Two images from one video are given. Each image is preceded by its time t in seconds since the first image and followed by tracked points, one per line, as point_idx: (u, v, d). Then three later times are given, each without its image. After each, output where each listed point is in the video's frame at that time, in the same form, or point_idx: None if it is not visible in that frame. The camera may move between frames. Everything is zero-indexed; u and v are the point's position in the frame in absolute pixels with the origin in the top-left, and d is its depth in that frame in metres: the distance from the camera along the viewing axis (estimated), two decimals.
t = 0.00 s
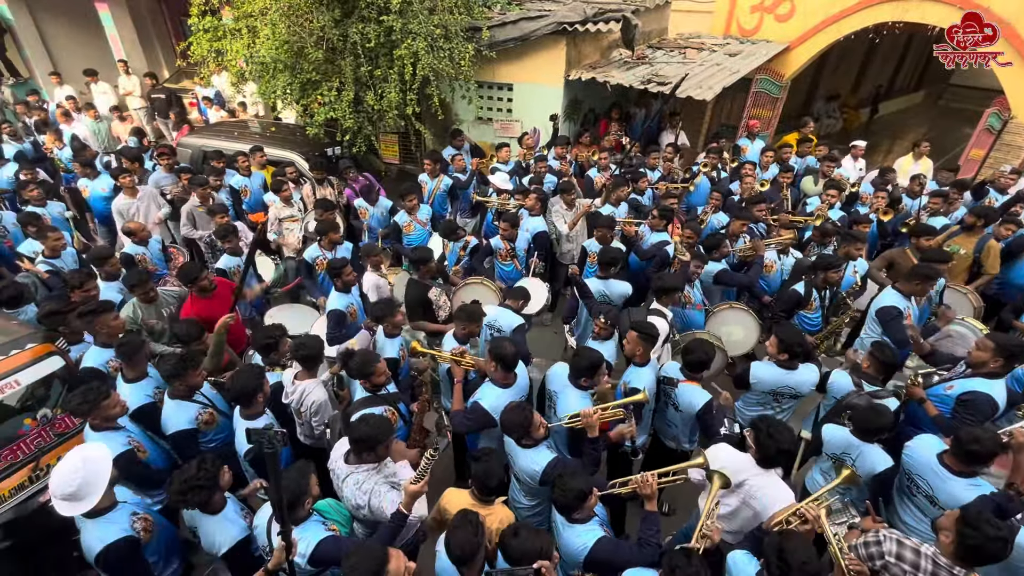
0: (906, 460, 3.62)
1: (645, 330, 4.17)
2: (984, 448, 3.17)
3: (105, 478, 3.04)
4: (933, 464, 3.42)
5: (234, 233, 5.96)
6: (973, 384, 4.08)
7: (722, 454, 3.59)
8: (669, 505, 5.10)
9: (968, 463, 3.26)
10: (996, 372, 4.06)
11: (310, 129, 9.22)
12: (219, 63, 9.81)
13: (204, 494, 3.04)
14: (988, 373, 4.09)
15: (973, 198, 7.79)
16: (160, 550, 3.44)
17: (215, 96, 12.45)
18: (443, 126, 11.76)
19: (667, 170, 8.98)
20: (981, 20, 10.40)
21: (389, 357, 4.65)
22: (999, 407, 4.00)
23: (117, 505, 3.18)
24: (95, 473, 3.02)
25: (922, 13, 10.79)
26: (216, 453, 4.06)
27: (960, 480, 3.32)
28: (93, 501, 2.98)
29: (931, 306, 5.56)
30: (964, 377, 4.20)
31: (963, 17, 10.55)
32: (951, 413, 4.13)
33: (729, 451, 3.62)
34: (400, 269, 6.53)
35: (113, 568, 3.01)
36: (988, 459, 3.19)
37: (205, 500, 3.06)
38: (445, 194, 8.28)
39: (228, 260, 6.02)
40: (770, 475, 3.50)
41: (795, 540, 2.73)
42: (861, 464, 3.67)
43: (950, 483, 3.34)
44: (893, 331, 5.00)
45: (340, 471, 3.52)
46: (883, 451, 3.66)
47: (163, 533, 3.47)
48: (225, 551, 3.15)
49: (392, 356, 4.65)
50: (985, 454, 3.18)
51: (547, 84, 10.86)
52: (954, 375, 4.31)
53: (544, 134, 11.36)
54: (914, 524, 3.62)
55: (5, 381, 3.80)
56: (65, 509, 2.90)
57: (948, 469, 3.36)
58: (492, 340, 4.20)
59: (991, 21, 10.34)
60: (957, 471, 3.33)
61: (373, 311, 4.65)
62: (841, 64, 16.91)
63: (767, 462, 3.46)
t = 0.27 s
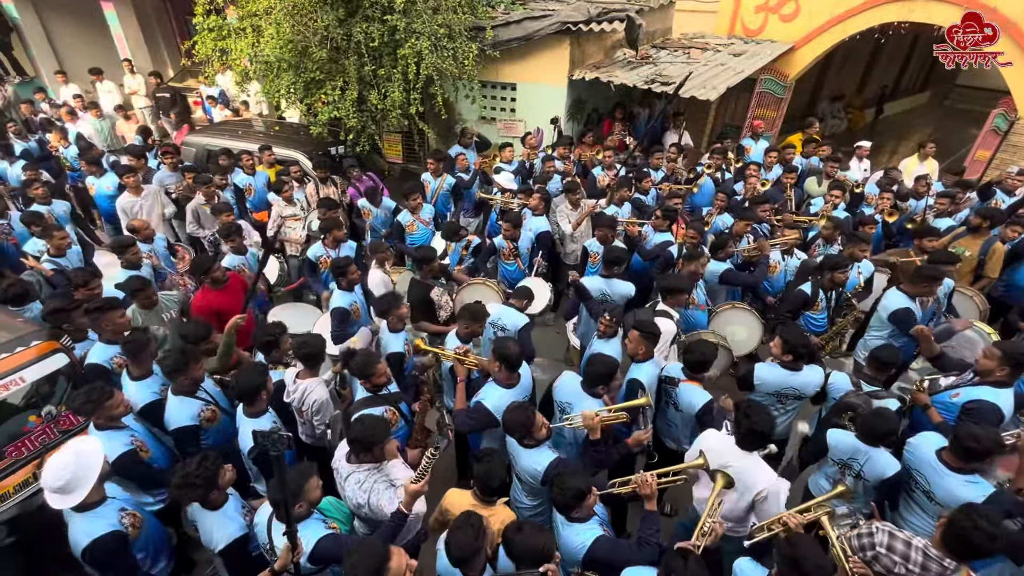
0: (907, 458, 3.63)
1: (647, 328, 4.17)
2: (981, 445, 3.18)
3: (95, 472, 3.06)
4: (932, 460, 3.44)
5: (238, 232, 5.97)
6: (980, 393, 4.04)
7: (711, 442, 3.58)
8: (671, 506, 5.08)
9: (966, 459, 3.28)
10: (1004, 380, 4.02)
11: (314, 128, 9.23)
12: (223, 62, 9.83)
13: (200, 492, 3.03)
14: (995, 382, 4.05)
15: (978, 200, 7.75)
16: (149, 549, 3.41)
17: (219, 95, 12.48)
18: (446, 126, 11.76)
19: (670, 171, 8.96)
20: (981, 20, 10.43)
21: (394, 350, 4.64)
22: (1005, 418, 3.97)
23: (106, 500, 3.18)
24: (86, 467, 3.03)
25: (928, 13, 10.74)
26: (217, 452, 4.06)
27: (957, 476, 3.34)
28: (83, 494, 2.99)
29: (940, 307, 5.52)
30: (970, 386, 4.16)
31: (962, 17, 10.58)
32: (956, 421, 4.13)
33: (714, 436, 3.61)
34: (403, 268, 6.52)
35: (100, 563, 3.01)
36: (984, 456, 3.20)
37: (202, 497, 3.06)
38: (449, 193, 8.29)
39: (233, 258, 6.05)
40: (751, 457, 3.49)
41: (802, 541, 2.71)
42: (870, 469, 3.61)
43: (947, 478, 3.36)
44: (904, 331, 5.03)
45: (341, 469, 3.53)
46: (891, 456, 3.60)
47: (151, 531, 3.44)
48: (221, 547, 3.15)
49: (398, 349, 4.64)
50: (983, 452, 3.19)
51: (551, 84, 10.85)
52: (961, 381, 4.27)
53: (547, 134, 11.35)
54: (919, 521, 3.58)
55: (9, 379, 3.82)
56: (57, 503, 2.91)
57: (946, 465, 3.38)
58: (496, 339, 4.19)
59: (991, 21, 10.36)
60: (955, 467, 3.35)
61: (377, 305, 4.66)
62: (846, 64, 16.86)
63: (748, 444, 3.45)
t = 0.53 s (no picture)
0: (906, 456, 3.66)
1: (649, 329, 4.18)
2: (975, 441, 3.22)
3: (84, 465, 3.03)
4: (930, 457, 3.49)
5: (240, 232, 5.99)
6: (982, 402, 4.03)
7: (716, 445, 3.62)
8: (672, 506, 5.07)
9: (963, 456, 3.32)
10: (1009, 392, 3.99)
11: (317, 127, 9.24)
12: (226, 62, 9.85)
13: (200, 492, 3.03)
14: (1000, 392, 4.01)
15: (982, 201, 7.73)
16: (133, 552, 3.34)
17: (222, 95, 12.49)
18: (449, 126, 11.77)
19: (673, 171, 8.95)
20: (981, 20, 10.36)
21: (398, 345, 4.69)
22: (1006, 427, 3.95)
23: (96, 497, 3.19)
24: (74, 461, 3.01)
25: (930, 13, 10.71)
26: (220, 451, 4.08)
27: (955, 472, 3.38)
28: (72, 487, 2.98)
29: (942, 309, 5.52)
30: (973, 395, 4.13)
31: (962, 17, 10.56)
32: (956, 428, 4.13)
33: (720, 439, 3.66)
34: (404, 268, 6.52)
35: (75, 558, 3.01)
36: (979, 452, 3.24)
37: (202, 496, 3.06)
38: (451, 193, 8.28)
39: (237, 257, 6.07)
40: (756, 461, 3.49)
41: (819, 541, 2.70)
42: (883, 473, 3.52)
43: (944, 474, 3.41)
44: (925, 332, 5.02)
45: (343, 470, 3.53)
46: (900, 457, 3.55)
47: (137, 534, 3.37)
48: (219, 549, 3.15)
49: (402, 344, 4.67)
50: (979, 449, 3.23)
51: (553, 84, 10.84)
52: (964, 391, 4.25)
53: (550, 134, 11.34)
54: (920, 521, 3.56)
55: (11, 378, 3.81)
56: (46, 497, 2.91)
57: (943, 461, 3.43)
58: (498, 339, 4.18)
59: (991, 20, 10.27)
60: (952, 464, 3.39)
61: (382, 299, 4.66)
62: (849, 65, 16.82)
63: (755, 447, 3.44)
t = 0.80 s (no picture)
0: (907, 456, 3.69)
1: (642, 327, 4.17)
2: (975, 443, 3.24)
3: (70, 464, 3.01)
4: (929, 458, 3.54)
5: (241, 231, 6.00)
6: (983, 406, 4.02)
7: (722, 447, 3.62)
8: (672, 506, 5.07)
9: (962, 457, 3.35)
10: (1012, 395, 3.96)
11: (317, 127, 9.23)
12: (227, 61, 9.86)
13: (201, 490, 3.03)
14: (1001, 397, 3.99)
15: (984, 201, 7.71)
16: (129, 550, 3.33)
17: (222, 94, 12.48)
18: (449, 125, 11.77)
19: (673, 171, 8.94)
20: (981, 20, 10.35)
21: (401, 338, 4.67)
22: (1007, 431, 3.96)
23: (90, 495, 3.20)
24: (59, 461, 2.98)
25: (931, 13, 10.70)
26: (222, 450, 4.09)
27: (954, 473, 3.43)
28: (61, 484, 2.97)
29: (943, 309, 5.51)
30: (973, 399, 4.12)
31: (962, 17, 10.55)
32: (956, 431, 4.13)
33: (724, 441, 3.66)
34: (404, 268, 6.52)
35: (68, 555, 3.00)
36: (979, 453, 3.25)
37: (202, 495, 3.06)
38: (451, 192, 8.28)
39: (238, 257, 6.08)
40: (762, 466, 3.48)
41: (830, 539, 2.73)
42: (892, 474, 3.54)
43: (942, 473, 3.46)
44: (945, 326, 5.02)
45: (344, 471, 3.53)
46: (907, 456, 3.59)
47: (135, 532, 3.36)
48: (220, 548, 3.15)
49: (406, 340, 4.66)
50: (977, 449, 3.24)
51: (554, 84, 10.83)
52: (965, 395, 4.24)
53: (550, 134, 11.33)
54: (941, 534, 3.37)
55: (12, 377, 3.81)
56: (36, 496, 2.91)
57: (942, 462, 3.47)
58: (498, 339, 4.17)
59: (992, 20, 10.26)
60: (951, 464, 3.44)
61: (384, 294, 4.67)
62: (850, 65, 16.79)
63: (761, 451, 3.44)
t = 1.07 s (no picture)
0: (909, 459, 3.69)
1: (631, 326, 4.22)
2: (975, 444, 3.24)
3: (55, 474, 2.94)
4: (929, 461, 3.52)
5: (240, 231, 6.00)
6: (983, 405, 4.02)
7: (722, 443, 3.62)
8: (672, 506, 5.07)
9: (962, 459, 3.34)
10: (1012, 392, 3.97)
11: (317, 126, 9.23)
12: (226, 61, 9.85)
13: (202, 489, 3.03)
14: (1003, 394, 3.99)
15: (983, 201, 7.72)
16: (128, 554, 3.33)
17: (222, 94, 12.50)
18: (449, 125, 11.77)
19: (673, 171, 8.94)
20: (981, 20, 10.35)
21: (400, 337, 4.67)
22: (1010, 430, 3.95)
23: (85, 500, 3.16)
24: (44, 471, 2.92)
25: (930, 13, 10.70)
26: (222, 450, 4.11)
27: (954, 475, 3.41)
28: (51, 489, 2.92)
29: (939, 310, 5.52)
30: (975, 397, 4.12)
31: (963, 17, 10.55)
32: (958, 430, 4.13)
33: (724, 438, 3.66)
34: (404, 267, 6.51)
35: (68, 560, 3.00)
36: (979, 456, 3.25)
37: (204, 494, 3.06)
38: (451, 192, 8.26)
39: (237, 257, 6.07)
40: (758, 463, 3.48)
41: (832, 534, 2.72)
42: (892, 477, 3.53)
43: (943, 475, 3.44)
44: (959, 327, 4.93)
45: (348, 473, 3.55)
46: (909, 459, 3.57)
47: (132, 535, 3.36)
48: (220, 548, 3.15)
49: (405, 338, 4.66)
50: (978, 452, 3.24)
51: (554, 83, 10.83)
52: (965, 393, 4.24)
53: (550, 134, 11.33)
54: (942, 538, 3.40)
55: (10, 377, 3.82)
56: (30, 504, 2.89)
57: (942, 464, 3.46)
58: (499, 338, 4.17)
59: (992, 20, 10.26)
60: (952, 466, 3.42)
61: (384, 293, 4.67)
62: (849, 65, 16.80)
63: (757, 449, 3.44)
